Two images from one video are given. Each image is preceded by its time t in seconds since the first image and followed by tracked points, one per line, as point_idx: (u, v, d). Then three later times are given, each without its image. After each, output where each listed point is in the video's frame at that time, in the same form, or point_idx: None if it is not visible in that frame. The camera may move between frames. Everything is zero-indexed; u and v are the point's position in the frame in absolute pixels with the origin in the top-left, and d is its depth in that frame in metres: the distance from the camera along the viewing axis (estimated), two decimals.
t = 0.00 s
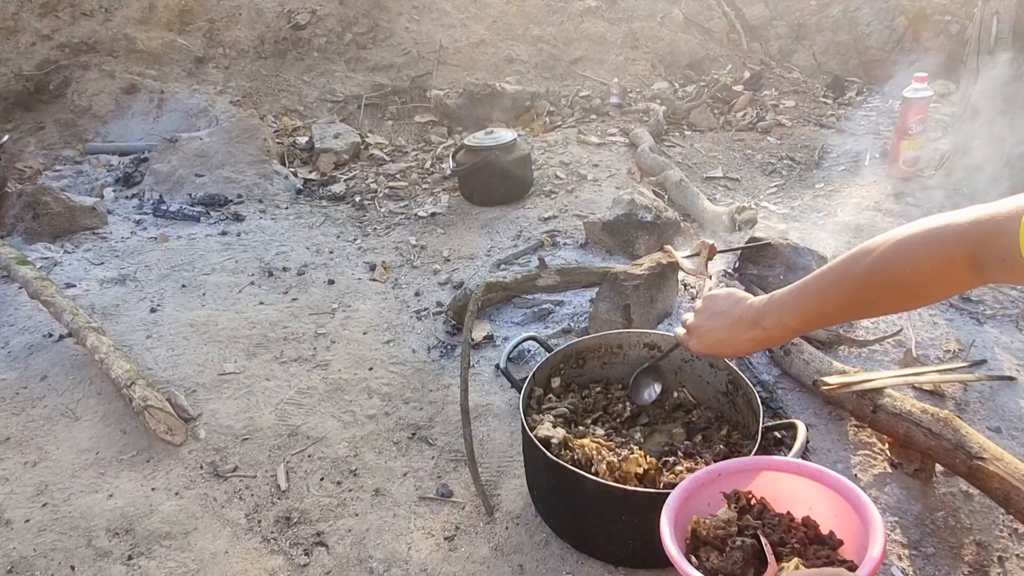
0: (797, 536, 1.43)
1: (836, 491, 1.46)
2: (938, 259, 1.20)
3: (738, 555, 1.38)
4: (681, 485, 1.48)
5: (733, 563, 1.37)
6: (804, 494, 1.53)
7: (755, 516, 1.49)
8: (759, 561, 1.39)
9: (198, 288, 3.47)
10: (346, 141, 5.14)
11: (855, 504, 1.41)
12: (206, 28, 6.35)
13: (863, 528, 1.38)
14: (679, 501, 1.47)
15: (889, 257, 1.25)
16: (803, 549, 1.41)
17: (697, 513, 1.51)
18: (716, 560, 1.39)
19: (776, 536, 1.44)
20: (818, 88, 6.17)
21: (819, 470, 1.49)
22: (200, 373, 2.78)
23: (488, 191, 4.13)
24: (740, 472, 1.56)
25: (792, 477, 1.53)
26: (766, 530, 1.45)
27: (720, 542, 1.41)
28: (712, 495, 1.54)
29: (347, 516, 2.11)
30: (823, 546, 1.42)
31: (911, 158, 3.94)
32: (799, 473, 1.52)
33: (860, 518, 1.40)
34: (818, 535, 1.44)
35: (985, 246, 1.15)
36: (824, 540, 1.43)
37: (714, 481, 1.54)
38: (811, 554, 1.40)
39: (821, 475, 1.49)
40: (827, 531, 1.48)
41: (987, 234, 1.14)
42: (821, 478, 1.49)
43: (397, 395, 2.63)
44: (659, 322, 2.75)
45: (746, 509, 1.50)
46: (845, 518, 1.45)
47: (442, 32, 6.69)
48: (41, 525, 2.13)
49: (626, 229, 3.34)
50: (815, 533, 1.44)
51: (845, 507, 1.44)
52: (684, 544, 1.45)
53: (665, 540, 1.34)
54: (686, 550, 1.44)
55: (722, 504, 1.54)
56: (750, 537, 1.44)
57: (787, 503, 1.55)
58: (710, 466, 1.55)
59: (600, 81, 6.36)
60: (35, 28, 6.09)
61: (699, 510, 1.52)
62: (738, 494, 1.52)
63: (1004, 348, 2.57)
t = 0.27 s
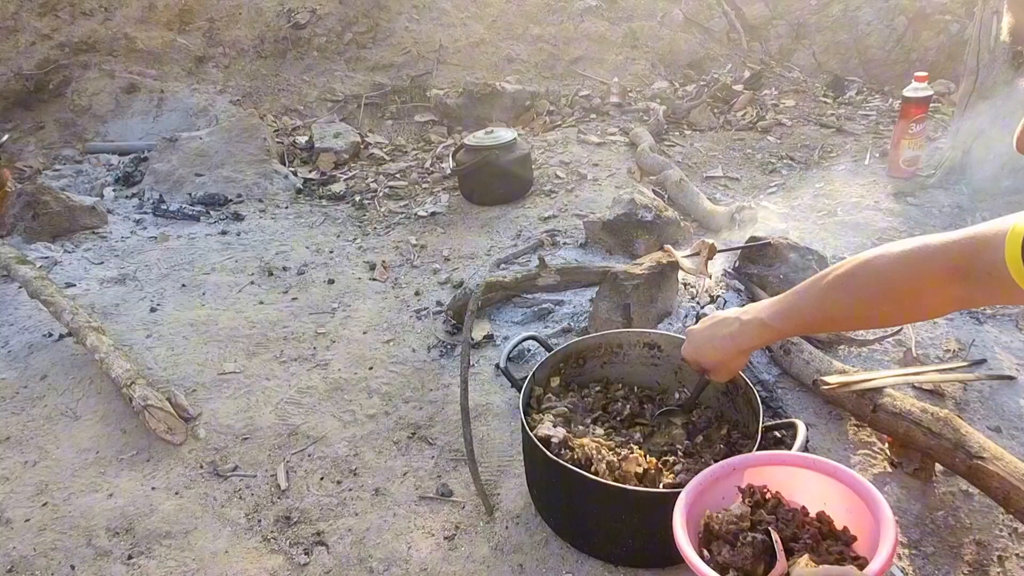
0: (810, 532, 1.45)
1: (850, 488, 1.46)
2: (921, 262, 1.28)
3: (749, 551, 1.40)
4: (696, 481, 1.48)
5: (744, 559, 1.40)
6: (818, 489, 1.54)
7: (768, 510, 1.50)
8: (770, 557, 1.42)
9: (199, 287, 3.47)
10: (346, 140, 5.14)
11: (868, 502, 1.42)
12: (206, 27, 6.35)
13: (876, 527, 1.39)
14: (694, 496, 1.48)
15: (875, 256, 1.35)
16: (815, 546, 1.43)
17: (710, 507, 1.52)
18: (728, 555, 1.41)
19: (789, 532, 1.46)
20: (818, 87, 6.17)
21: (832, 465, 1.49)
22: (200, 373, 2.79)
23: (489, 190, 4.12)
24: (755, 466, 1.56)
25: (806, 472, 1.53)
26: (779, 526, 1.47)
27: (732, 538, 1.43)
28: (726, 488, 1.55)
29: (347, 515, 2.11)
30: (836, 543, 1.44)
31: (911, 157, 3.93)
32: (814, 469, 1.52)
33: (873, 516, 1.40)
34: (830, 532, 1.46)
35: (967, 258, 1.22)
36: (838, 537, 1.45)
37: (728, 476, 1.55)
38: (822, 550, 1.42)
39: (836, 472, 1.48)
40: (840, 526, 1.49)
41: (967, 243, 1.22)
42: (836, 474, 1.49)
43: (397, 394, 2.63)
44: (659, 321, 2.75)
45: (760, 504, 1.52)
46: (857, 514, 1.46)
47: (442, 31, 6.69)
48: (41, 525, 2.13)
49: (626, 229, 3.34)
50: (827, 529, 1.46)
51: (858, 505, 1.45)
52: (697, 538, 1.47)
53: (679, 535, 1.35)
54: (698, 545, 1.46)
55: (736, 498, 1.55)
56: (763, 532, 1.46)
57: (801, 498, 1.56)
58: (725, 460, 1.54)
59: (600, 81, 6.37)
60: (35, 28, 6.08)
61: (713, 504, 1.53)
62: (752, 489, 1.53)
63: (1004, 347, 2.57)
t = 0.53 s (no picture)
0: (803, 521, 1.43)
1: (843, 480, 1.47)
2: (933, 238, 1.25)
3: (744, 542, 1.38)
4: (691, 472, 1.49)
5: (738, 549, 1.38)
6: (812, 481, 1.54)
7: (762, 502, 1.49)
8: (764, 548, 1.40)
9: (198, 286, 3.47)
10: (346, 139, 5.14)
11: (861, 493, 1.43)
12: (206, 27, 6.35)
13: (870, 518, 1.39)
14: (688, 487, 1.48)
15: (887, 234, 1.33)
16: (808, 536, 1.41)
17: (705, 499, 1.52)
18: (722, 546, 1.39)
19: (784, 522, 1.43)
20: (818, 87, 6.17)
21: (826, 458, 1.50)
22: (200, 372, 2.78)
23: (489, 190, 4.12)
24: (749, 458, 1.56)
25: (800, 464, 1.54)
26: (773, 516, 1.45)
27: (727, 528, 1.41)
28: (721, 481, 1.55)
29: (347, 514, 2.11)
30: (828, 532, 1.42)
31: (911, 157, 3.93)
32: (808, 460, 1.53)
33: (866, 507, 1.41)
34: (824, 522, 1.44)
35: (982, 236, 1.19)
36: (830, 527, 1.43)
37: (723, 468, 1.55)
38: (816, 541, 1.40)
39: (829, 463, 1.49)
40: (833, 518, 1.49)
41: (981, 223, 1.21)
42: (828, 465, 1.49)
43: (397, 394, 2.63)
44: (659, 321, 2.75)
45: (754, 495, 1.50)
46: (851, 506, 1.46)
47: (442, 30, 6.69)
48: (41, 524, 2.13)
49: (626, 228, 3.34)
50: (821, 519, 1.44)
51: (851, 496, 1.45)
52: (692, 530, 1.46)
53: (674, 526, 1.36)
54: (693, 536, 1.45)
55: (731, 491, 1.56)
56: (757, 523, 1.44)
57: (795, 489, 1.56)
58: (719, 452, 1.56)
59: (600, 80, 6.37)
60: (35, 27, 6.07)
61: (707, 496, 1.53)
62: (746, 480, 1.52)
63: (1004, 346, 2.57)
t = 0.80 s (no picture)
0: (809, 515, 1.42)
1: (851, 476, 1.46)
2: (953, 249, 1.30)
3: (748, 532, 1.38)
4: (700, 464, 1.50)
5: (743, 539, 1.38)
6: (821, 477, 1.53)
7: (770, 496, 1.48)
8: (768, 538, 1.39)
9: (198, 286, 3.47)
10: (346, 139, 5.14)
11: (867, 489, 1.41)
12: (206, 26, 6.35)
13: (876, 514, 1.38)
14: (697, 478, 1.50)
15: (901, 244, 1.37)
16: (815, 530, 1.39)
17: (713, 491, 1.53)
18: (727, 536, 1.39)
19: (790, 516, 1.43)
20: (818, 86, 6.17)
21: (836, 454, 1.49)
22: (200, 372, 2.78)
23: (489, 189, 4.12)
24: (759, 453, 1.57)
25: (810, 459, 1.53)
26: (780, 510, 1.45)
27: (733, 519, 1.41)
28: (730, 474, 1.55)
29: (347, 514, 2.11)
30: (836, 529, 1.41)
31: (911, 157, 3.93)
32: (817, 457, 1.52)
33: (871, 503, 1.40)
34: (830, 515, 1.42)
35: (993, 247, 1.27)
36: (838, 525, 1.40)
37: (732, 461, 1.55)
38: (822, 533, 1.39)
39: (838, 459, 1.49)
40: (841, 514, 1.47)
41: (994, 234, 1.29)
42: (836, 461, 1.48)
43: (397, 393, 2.63)
44: (659, 320, 2.75)
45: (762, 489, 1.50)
46: (858, 503, 1.45)
47: (442, 30, 6.69)
48: (41, 524, 2.13)
49: (626, 227, 3.34)
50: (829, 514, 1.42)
51: (858, 492, 1.44)
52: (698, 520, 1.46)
53: (679, 517, 1.38)
54: (699, 526, 1.45)
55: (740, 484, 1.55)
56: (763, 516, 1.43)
57: (803, 486, 1.55)
58: (731, 445, 1.56)
59: (600, 79, 6.37)
60: (35, 26, 6.07)
61: (716, 487, 1.54)
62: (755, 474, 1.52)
63: (1004, 346, 2.57)
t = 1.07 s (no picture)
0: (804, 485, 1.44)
1: (846, 449, 1.48)
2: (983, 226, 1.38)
3: (742, 499, 1.40)
4: (699, 433, 1.53)
5: (736, 506, 1.39)
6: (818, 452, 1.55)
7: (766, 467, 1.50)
8: (762, 507, 1.41)
9: (198, 285, 3.47)
10: (346, 138, 5.14)
11: (861, 461, 1.44)
12: (205, 26, 6.34)
13: (868, 484, 1.40)
14: (695, 448, 1.53)
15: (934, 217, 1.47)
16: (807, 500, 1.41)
17: (711, 460, 1.56)
18: (722, 503, 1.41)
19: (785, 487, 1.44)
20: (818, 86, 6.17)
21: (833, 427, 1.52)
22: (200, 371, 2.79)
23: (488, 188, 4.12)
24: (758, 426, 1.61)
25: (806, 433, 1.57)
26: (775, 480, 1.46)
27: (729, 488, 1.43)
28: (728, 445, 1.59)
29: (347, 513, 2.11)
30: (830, 500, 1.42)
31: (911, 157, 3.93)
32: (815, 430, 1.56)
33: (865, 475, 1.42)
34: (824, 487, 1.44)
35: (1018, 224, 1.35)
36: (832, 496, 1.43)
37: (732, 432, 1.59)
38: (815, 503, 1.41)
39: (835, 432, 1.52)
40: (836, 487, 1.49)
41: None
42: (834, 435, 1.51)
43: (397, 393, 2.63)
44: (659, 320, 2.75)
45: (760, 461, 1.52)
46: (852, 476, 1.47)
47: (442, 29, 6.68)
48: (41, 523, 2.13)
49: (626, 227, 3.34)
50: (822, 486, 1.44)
51: (852, 465, 1.47)
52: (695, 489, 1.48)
53: (675, 485, 1.41)
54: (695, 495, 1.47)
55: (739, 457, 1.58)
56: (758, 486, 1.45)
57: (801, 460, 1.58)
58: (730, 417, 1.60)
59: (600, 79, 6.36)
60: (34, 25, 6.06)
61: (714, 457, 1.57)
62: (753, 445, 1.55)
63: (1004, 346, 2.57)
